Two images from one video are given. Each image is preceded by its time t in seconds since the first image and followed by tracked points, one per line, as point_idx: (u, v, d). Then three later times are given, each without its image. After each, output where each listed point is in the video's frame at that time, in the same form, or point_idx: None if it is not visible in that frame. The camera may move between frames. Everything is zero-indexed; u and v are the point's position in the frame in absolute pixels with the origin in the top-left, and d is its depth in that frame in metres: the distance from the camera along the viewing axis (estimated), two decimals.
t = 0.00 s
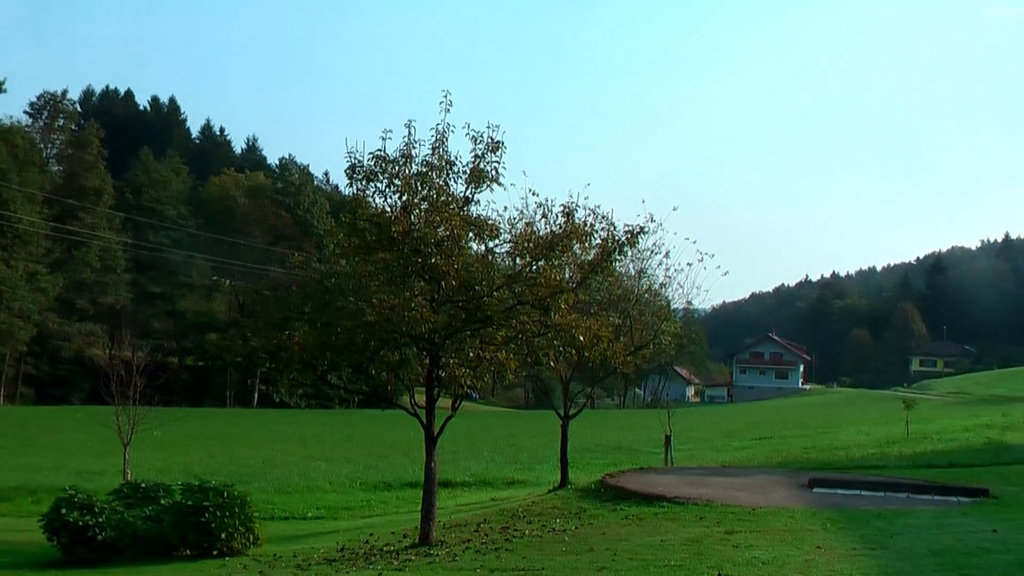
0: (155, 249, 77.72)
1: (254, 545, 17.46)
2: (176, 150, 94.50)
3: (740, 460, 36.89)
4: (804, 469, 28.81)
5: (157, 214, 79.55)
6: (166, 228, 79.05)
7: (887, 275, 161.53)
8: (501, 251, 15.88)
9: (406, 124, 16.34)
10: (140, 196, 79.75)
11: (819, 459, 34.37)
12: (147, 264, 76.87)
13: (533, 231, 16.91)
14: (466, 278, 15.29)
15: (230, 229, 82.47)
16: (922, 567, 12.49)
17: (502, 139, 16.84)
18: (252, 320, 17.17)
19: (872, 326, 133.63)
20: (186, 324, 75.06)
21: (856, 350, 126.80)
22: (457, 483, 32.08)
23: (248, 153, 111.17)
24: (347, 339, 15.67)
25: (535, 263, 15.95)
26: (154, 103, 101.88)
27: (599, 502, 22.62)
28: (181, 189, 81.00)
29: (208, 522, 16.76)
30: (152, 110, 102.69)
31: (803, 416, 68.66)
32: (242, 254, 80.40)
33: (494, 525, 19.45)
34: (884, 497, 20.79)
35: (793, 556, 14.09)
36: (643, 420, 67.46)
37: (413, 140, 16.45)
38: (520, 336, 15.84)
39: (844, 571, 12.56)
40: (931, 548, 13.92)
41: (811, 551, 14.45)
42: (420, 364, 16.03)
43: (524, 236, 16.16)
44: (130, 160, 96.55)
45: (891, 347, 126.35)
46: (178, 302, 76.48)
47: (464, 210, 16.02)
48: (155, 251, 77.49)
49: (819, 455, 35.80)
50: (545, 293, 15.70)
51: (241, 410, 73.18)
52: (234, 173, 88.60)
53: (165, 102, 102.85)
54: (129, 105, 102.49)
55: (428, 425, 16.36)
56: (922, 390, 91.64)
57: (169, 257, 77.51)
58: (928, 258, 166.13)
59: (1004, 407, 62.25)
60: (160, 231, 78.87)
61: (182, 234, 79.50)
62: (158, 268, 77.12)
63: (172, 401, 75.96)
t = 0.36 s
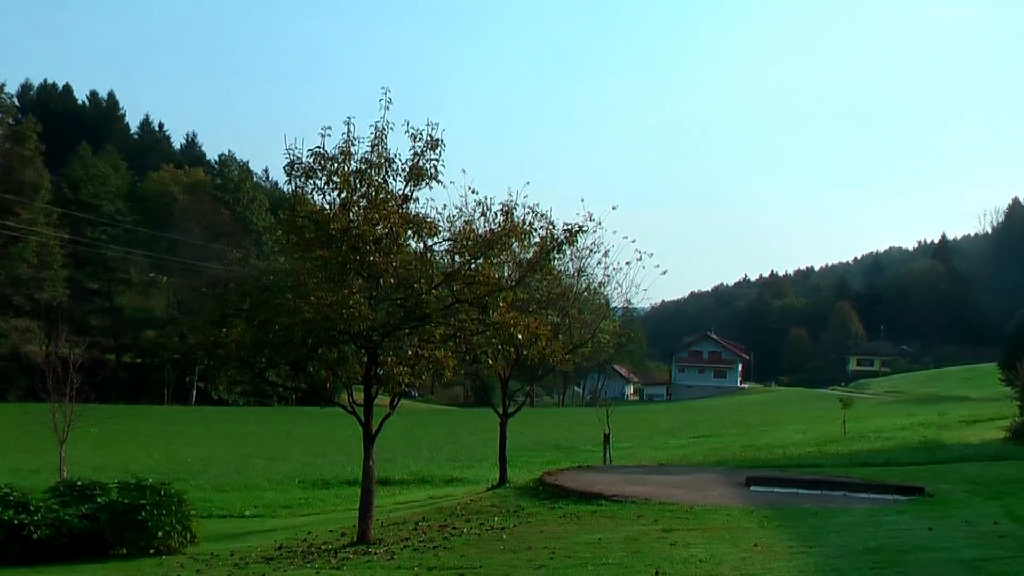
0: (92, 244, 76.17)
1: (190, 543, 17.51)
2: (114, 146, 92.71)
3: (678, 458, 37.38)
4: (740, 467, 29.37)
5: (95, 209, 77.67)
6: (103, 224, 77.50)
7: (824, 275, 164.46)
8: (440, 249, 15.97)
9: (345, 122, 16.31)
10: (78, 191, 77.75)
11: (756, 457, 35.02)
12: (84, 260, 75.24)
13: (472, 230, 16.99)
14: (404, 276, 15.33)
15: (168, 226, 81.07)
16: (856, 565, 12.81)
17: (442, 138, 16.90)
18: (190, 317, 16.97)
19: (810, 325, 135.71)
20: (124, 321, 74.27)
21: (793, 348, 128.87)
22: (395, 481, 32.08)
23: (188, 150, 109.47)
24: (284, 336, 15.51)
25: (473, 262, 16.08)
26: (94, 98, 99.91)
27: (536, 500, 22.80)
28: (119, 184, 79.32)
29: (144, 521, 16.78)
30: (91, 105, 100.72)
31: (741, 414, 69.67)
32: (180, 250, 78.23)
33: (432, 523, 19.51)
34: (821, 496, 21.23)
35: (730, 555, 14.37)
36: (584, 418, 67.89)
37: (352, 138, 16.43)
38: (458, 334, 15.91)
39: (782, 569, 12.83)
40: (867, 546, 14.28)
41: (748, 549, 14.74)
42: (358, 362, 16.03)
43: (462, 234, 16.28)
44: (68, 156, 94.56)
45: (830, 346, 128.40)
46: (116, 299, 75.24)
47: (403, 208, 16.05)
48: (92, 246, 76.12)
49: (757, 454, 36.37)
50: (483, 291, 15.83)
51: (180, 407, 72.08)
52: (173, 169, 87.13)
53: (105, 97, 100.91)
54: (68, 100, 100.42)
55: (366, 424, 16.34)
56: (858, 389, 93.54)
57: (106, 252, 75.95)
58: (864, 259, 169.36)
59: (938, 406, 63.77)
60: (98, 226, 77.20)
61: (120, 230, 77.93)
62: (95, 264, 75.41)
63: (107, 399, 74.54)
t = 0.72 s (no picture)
0: (31, 243, 73.71)
1: (129, 544, 17.39)
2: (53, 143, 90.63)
3: (618, 459, 37.76)
4: (680, 468, 29.80)
5: (34, 207, 75.15)
6: (41, 222, 74.99)
7: (763, 278, 166.99)
8: (381, 249, 16.02)
9: (287, 121, 16.24)
10: (16, 188, 75.42)
11: (696, 459, 35.53)
12: (22, 258, 73.03)
13: (413, 230, 16.98)
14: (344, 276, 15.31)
15: (107, 224, 79.42)
16: (796, 566, 13.13)
17: (384, 138, 16.92)
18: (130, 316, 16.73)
19: (750, 327, 137.45)
20: (63, 320, 72.89)
21: (735, 350, 131.46)
22: (336, 482, 31.99)
23: (128, 147, 107.53)
24: (224, 337, 15.35)
25: (414, 262, 16.14)
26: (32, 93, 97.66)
27: (476, 501, 22.94)
28: (59, 183, 77.32)
29: (83, 521, 16.65)
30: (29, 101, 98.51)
31: (681, 416, 70.54)
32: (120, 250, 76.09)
33: (372, 524, 19.50)
34: (760, 497, 21.67)
35: (670, 556, 14.61)
36: (525, 419, 68.19)
37: (294, 137, 16.38)
38: (399, 336, 15.93)
39: (723, 570, 13.10)
40: (805, 547, 14.64)
41: (689, 550, 15.00)
42: (298, 362, 15.98)
43: (403, 234, 16.34)
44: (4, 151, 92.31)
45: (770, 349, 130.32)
46: (55, 298, 73.68)
47: (344, 208, 16.05)
48: (30, 246, 73.59)
49: (697, 455, 36.89)
50: (424, 292, 15.90)
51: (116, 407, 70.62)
52: (112, 166, 85.40)
53: (45, 93, 98.73)
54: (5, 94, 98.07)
55: (306, 425, 16.28)
56: (797, 391, 95.04)
57: (45, 251, 73.86)
58: (803, 262, 172.26)
59: (873, 408, 65.13)
60: (36, 224, 74.72)
61: (58, 228, 75.88)
62: (33, 262, 73.55)
63: (40, 399, 72.80)
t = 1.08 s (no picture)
0: None
1: (69, 547, 17.24)
2: None
3: (561, 463, 37.99)
4: (621, 472, 30.10)
5: None
6: None
7: (707, 282, 169.28)
8: (324, 251, 16.09)
9: (230, 122, 16.26)
10: None
11: (638, 462, 35.89)
12: None
13: (356, 233, 16.97)
14: (287, 279, 15.31)
15: (49, 224, 77.65)
16: (736, 569, 13.46)
17: (328, 142, 16.96)
18: (69, 317, 16.48)
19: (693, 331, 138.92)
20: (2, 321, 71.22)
21: (678, 354, 134.46)
22: (278, 484, 31.78)
23: (71, 147, 105.28)
24: (166, 338, 15.24)
25: (357, 265, 16.21)
26: None
27: (417, 504, 22.99)
28: None
29: (22, 523, 16.48)
30: None
31: (624, 419, 71.13)
32: (62, 251, 74.50)
33: (313, 526, 19.50)
34: (701, 501, 22.08)
35: (611, 559, 14.87)
36: (468, 423, 68.22)
37: (237, 139, 16.36)
38: (341, 338, 16.00)
39: (664, 574, 13.37)
40: (745, 551, 15.00)
41: (629, 554, 15.27)
42: (240, 365, 16.01)
43: (346, 237, 16.41)
44: None
45: (713, 353, 132.03)
46: None
47: (287, 210, 16.14)
48: None
49: (638, 459, 37.25)
50: (366, 295, 16.05)
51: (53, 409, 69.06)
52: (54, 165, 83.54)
53: None
54: None
55: (248, 427, 16.22)
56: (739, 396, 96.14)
57: None
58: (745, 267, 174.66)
59: (812, 413, 66.18)
60: None
61: None
62: None
63: None
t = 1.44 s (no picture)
0: None
1: None
2: None
3: (498, 466, 38.15)
4: (556, 476, 30.35)
5: None
6: None
7: (643, 287, 171.06)
8: (259, 252, 16.08)
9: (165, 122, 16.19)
10: None
11: (574, 465, 36.22)
12: None
13: (292, 234, 16.92)
14: (222, 280, 15.29)
15: None
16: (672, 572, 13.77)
17: (264, 143, 16.93)
18: None
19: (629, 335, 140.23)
20: None
21: (613, 358, 134.77)
22: (212, 487, 31.43)
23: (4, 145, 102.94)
24: (99, 339, 15.16)
25: (293, 266, 16.11)
26: None
27: (353, 508, 22.96)
28: None
29: None
30: None
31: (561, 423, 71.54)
32: None
33: (247, 530, 19.41)
34: (636, 504, 22.43)
35: (545, 563, 15.09)
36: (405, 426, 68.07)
37: (172, 139, 16.30)
38: (274, 339, 16.06)
39: None
40: (681, 554, 15.34)
41: (564, 557, 15.51)
42: (174, 366, 15.95)
43: (281, 239, 16.42)
44: None
45: (649, 356, 133.09)
46: None
47: (222, 211, 16.14)
48: None
49: (574, 462, 37.54)
50: (301, 297, 15.87)
51: None
52: None
53: None
54: None
55: (181, 429, 16.10)
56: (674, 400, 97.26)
57: None
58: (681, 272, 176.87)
59: (744, 418, 67.34)
60: None
61: None
62: None
63: None
